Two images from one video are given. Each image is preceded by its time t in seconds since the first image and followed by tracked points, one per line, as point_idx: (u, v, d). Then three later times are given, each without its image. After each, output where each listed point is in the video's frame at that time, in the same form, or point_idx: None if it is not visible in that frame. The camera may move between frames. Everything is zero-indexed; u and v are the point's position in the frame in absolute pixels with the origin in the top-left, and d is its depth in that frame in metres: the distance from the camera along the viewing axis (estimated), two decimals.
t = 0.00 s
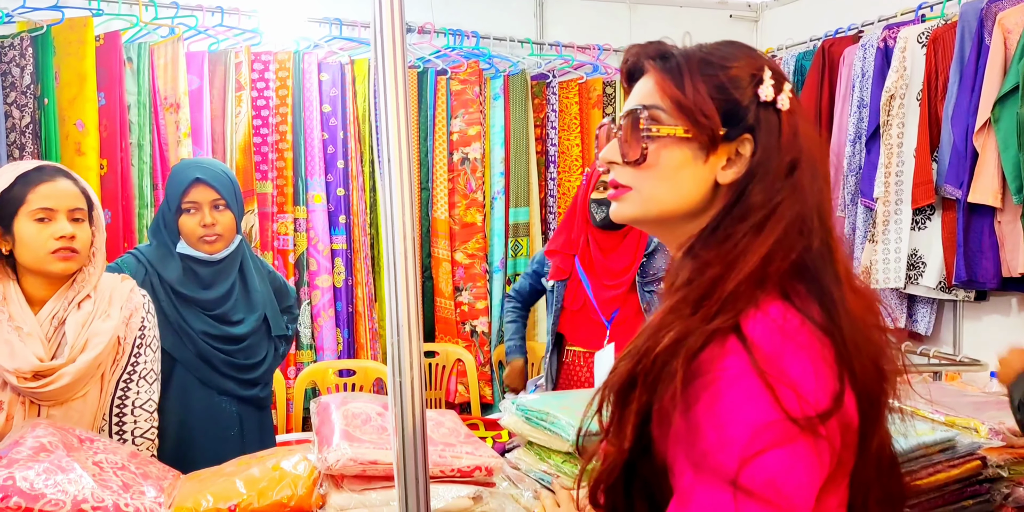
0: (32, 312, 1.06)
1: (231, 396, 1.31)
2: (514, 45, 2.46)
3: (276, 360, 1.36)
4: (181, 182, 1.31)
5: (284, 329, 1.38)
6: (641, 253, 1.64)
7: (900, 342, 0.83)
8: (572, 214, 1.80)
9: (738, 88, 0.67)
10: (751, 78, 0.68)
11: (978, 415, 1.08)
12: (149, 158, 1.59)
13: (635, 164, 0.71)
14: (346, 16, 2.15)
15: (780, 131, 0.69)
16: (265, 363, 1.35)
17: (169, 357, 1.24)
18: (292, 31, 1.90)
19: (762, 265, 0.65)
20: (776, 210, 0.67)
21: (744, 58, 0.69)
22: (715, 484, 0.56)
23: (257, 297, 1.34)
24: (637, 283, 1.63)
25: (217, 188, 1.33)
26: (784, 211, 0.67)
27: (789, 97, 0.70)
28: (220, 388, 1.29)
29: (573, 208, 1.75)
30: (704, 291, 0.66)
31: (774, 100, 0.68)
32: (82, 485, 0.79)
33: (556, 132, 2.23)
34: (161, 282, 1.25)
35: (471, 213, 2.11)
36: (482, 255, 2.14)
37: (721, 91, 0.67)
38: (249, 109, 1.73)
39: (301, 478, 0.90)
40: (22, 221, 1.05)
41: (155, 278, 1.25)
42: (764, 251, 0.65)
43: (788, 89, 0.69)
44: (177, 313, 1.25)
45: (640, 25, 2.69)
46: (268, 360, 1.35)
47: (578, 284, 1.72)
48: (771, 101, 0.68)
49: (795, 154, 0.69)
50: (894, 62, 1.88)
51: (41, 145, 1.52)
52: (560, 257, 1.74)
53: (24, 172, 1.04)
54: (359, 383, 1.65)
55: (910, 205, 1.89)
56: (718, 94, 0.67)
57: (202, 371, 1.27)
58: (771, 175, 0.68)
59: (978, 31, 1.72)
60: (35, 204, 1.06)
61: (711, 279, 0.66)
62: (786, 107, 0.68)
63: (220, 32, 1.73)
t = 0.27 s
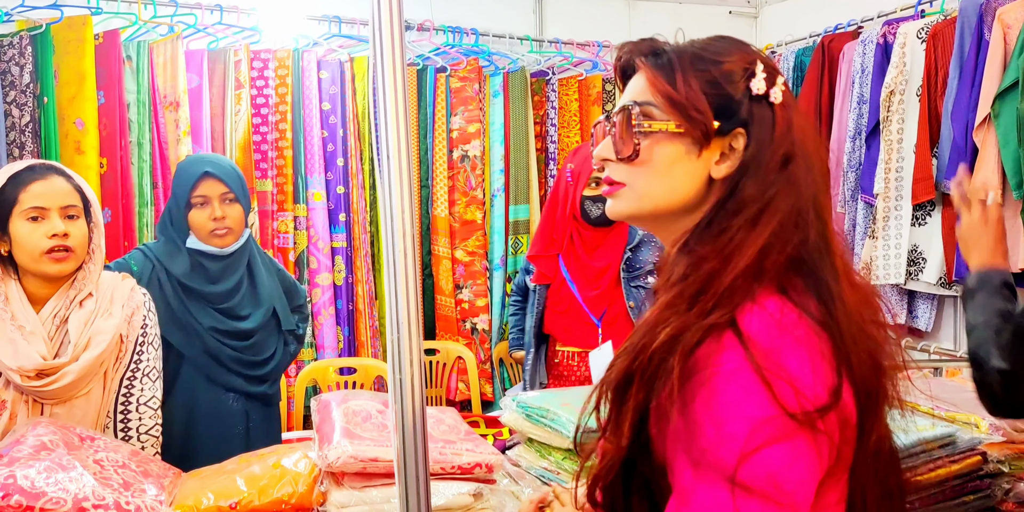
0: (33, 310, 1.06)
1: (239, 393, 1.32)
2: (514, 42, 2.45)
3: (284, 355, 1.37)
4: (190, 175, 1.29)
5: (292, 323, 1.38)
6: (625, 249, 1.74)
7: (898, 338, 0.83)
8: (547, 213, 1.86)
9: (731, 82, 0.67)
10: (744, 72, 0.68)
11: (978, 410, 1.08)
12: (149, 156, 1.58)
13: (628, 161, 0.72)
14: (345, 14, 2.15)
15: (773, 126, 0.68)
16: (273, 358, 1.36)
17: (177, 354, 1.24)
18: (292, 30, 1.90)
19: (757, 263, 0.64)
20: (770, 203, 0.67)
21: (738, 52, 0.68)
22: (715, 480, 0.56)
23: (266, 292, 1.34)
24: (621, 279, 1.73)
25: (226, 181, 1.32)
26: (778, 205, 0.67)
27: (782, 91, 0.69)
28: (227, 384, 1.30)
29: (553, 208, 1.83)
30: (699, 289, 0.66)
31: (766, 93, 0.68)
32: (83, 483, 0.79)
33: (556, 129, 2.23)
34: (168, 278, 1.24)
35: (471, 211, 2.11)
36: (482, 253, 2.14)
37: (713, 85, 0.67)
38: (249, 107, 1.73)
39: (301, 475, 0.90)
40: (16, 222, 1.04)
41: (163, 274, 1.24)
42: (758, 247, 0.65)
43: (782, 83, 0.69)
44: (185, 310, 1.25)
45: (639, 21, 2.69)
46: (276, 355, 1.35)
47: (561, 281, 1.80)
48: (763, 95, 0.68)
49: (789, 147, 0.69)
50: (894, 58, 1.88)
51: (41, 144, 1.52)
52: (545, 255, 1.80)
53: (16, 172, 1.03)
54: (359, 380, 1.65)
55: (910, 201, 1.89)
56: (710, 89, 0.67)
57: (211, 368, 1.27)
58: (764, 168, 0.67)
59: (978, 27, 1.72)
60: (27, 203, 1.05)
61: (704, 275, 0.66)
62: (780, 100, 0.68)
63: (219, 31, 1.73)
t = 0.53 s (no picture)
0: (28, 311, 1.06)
1: (245, 387, 1.36)
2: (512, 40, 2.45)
3: (288, 350, 1.40)
4: (199, 166, 1.33)
5: (298, 318, 1.41)
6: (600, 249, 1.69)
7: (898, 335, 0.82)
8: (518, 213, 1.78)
9: (726, 77, 0.67)
10: (737, 67, 0.67)
11: (979, 407, 1.08)
12: (146, 156, 1.59)
13: (622, 158, 0.71)
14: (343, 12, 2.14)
15: (768, 120, 0.68)
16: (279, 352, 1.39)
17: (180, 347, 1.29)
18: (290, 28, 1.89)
19: (751, 257, 0.64)
20: (764, 198, 0.67)
21: (731, 48, 0.68)
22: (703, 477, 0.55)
23: (270, 286, 1.38)
24: (598, 280, 1.68)
25: (235, 174, 1.37)
26: (773, 198, 0.67)
27: (775, 86, 0.69)
28: (232, 379, 1.34)
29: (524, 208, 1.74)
30: (698, 283, 0.65)
31: (760, 88, 0.68)
32: (79, 484, 0.78)
33: (555, 127, 2.22)
34: (170, 272, 1.29)
35: (469, 209, 2.11)
36: (480, 252, 2.13)
37: (706, 81, 0.67)
38: (246, 106, 1.72)
39: (298, 475, 0.89)
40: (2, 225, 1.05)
41: (165, 269, 1.29)
42: (752, 241, 0.65)
43: (775, 77, 0.69)
44: (187, 304, 1.30)
45: (638, 19, 2.69)
46: (283, 348, 1.39)
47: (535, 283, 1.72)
48: (756, 89, 0.68)
49: (785, 141, 0.68)
50: (892, 54, 1.88)
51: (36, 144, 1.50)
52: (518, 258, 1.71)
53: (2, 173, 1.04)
54: (357, 380, 1.64)
55: (909, 198, 1.90)
56: (703, 85, 0.67)
57: (214, 362, 1.32)
58: (758, 162, 0.67)
59: (975, 22, 1.72)
60: (12, 206, 1.05)
61: (699, 271, 0.66)
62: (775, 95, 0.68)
63: (216, 29, 1.73)
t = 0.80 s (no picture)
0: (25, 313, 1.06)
1: (247, 389, 1.36)
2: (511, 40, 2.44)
3: (292, 351, 1.39)
4: (204, 166, 1.33)
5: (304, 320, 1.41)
6: (574, 247, 1.68)
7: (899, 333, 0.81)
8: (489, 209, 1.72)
9: (723, 76, 0.67)
10: (733, 66, 0.67)
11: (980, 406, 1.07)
12: (145, 157, 1.59)
13: (620, 158, 0.72)
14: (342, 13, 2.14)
15: (765, 118, 0.68)
16: (282, 354, 1.39)
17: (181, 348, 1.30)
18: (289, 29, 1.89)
19: (748, 256, 0.64)
20: (760, 195, 0.67)
21: (726, 46, 0.68)
22: (706, 477, 0.55)
23: (275, 286, 1.38)
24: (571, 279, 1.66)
25: (237, 174, 1.35)
26: (769, 196, 0.67)
27: (772, 84, 0.69)
28: (234, 380, 1.34)
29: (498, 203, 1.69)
30: (696, 281, 0.65)
31: (756, 86, 0.68)
32: (79, 486, 0.78)
33: (555, 127, 2.22)
34: (172, 273, 1.30)
35: (469, 210, 2.10)
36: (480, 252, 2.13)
37: (702, 80, 0.67)
38: (246, 107, 1.72)
39: (298, 476, 0.89)
40: None
41: (168, 270, 1.30)
42: (749, 238, 0.65)
43: (772, 76, 0.69)
44: (188, 305, 1.30)
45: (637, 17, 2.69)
46: (287, 349, 1.39)
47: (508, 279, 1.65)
48: (752, 88, 0.68)
49: (781, 140, 0.68)
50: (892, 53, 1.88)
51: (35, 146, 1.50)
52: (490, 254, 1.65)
53: None
54: (357, 381, 1.64)
55: (909, 195, 1.89)
56: (699, 84, 0.67)
57: (216, 363, 1.32)
58: (755, 160, 0.67)
59: (975, 21, 1.71)
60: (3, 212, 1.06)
61: (695, 269, 0.65)
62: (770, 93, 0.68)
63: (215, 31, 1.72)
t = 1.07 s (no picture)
0: (33, 313, 1.07)
1: (252, 388, 1.36)
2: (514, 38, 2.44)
3: (299, 351, 1.39)
4: (205, 168, 1.34)
5: (310, 320, 1.41)
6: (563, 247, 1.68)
7: (902, 329, 0.81)
8: (473, 203, 1.64)
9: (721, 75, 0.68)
10: (729, 64, 0.68)
11: (986, 402, 1.07)
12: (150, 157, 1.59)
13: (615, 157, 0.72)
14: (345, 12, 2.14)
15: (761, 116, 0.69)
16: (289, 353, 1.39)
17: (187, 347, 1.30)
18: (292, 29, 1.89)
19: (749, 255, 0.64)
20: (760, 193, 0.67)
21: (721, 45, 0.69)
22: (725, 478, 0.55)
23: (281, 286, 1.38)
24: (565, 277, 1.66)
25: (241, 175, 1.36)
26: (767, 194, 0.67)
27: (767, 83, 0.70)
28: (239, 379, 1.34)
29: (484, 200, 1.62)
30: (698, 281, 0.65)
31: (751, 85, 0.69)
32: (86, 483, 0.78)
33: (558, 125, 2.22)
34: (178, 273, 1.30)
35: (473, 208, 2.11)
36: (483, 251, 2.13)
37: (699, 78, 0.68)
38: (249, 107, 1.72)
39: (303, 474, 0.89)
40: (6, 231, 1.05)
41: (174, 270, 1.30)
42: (750, 237, 0.65)
43: (767, 74, 0.70)
44: (194, 304, 1.31)
45: (639, 15, 2.69)
46: (293, 349, 1.39)
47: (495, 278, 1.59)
48: (747, 86, 0.68)
49: (778, 136, 0.69)
50: (897, 50, 1.87)
51: (42, 146, 1.51)
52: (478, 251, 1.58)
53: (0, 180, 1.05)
54: (362, 379, 1.64)
55: (915, 193, 1.88)
56: (695, 83, 0.68)
57: (222, 363, 1.32)
58: (752, 158, 0.68)
59: (981, 17, 1.71)
60: (15, 213, 1.06)
61: (697, 268, 0.65)
62: (766, 92, 0.69)
63: (218, 31, 1.72)
